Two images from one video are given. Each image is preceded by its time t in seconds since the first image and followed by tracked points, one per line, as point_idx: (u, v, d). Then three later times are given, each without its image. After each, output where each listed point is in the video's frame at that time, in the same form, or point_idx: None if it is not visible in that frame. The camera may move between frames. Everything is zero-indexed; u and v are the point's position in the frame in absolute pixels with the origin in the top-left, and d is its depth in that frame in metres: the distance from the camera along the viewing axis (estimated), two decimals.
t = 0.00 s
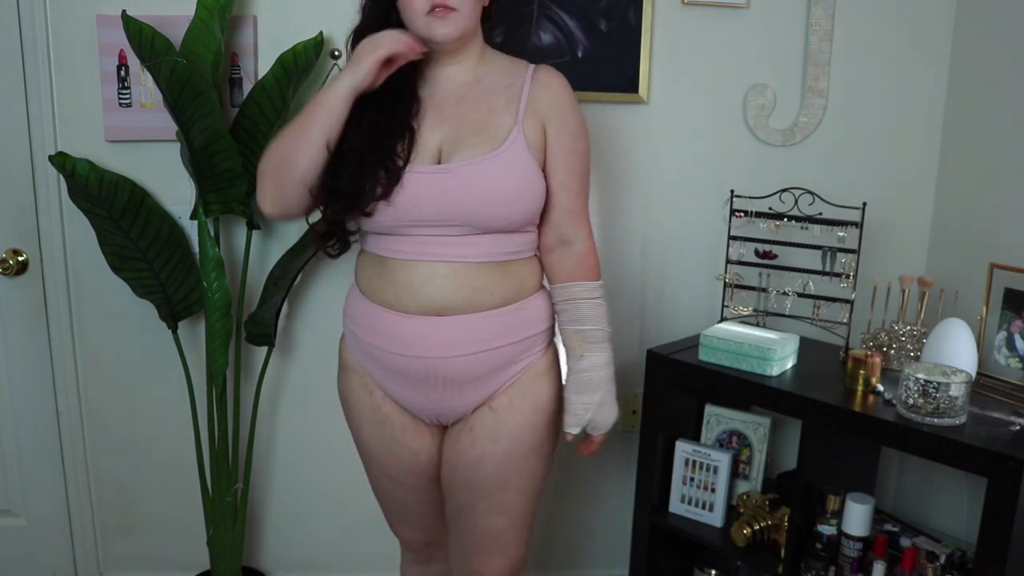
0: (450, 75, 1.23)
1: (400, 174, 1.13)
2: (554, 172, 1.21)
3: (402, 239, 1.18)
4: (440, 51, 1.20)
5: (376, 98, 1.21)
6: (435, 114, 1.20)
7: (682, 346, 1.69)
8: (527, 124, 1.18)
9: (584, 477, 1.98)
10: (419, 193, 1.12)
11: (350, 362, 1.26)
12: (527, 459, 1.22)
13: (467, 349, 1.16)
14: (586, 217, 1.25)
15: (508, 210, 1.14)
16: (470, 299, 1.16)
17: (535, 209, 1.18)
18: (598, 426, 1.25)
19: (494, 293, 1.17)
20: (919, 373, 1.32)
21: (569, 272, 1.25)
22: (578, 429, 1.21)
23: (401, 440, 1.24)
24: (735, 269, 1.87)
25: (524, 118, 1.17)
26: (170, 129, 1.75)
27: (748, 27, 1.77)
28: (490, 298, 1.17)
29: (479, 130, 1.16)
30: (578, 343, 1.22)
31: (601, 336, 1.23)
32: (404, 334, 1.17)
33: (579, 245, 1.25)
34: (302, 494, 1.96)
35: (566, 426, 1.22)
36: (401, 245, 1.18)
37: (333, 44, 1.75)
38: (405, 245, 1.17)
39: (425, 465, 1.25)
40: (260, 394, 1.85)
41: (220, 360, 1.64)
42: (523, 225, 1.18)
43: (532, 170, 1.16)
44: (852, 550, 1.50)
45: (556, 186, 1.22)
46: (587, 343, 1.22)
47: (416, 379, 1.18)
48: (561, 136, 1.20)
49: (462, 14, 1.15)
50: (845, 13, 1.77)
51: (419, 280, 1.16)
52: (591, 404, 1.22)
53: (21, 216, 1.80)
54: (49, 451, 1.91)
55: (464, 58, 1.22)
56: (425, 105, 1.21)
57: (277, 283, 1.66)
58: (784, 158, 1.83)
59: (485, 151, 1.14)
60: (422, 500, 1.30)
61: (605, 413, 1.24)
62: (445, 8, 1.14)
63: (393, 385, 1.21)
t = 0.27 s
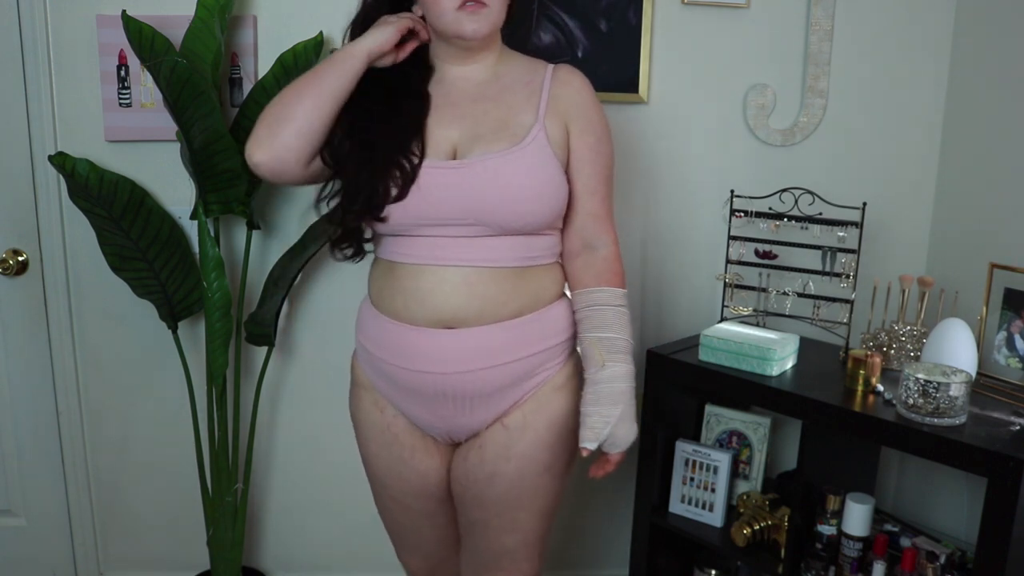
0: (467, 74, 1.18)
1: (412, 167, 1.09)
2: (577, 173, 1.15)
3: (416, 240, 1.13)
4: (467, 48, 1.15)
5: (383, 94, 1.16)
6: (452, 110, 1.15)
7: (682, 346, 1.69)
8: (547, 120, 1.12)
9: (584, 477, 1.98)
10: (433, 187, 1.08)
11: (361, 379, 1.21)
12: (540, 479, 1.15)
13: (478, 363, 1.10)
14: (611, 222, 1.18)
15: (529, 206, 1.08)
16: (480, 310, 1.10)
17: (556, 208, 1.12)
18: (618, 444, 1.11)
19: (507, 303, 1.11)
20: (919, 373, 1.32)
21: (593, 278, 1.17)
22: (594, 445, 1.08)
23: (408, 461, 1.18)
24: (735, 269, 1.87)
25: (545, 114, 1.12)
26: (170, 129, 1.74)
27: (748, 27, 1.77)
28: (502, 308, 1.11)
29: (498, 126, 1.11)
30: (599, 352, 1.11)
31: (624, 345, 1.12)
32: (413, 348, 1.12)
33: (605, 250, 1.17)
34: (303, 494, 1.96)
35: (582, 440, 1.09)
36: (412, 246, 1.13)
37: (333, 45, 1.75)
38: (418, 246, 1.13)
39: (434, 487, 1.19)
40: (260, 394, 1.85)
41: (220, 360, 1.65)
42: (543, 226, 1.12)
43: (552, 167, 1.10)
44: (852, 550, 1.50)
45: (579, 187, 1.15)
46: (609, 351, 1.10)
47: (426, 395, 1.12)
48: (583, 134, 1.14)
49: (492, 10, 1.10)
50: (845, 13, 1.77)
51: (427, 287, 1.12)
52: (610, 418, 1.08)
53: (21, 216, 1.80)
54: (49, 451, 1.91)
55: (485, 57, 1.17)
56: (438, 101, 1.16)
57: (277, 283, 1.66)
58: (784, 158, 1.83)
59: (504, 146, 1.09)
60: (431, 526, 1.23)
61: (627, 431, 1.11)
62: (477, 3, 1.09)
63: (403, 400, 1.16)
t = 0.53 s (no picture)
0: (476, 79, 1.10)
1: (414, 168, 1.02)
2: (595, 168, 1.02)
3: (423, 245, 1.05)
4: (469, 59, 1.08)
5: (386, 88, 1.13)
6: (461, 111, 1.07)
7: (682, 346, 1.69)
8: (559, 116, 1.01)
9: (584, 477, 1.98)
10: (435, 187, 1.00)
11: (374, 394, 1.14)
12: (558, 500, 1.06)
13: (493, 378, 1.02)
14: (637, 222, 1.05)
15: (537, 205, 0.98)
16: (492, 319, 1.02)
17: (569, 207, 1.01)
18: (665, 457, 1.04)
19: (521, 311, 1.02)
20: (919, 373, 1.32)
21: (619, 284, 1.04)
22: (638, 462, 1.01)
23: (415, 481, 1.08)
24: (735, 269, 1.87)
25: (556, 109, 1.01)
26: (170, 129, 1.75)
27: (748, 27, 1.77)
28: (516, 316, 1.02)
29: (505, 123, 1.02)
30: (633, 362, 1.01)
31: (663, 352, 1.02)
32: (423, 360, 1.04)
33: (631, 253, 1.04)
34: (303, 494, 1.96)
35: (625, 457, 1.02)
36: (421, 251, 1.05)
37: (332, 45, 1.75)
38: (426, 251, 1.05)
39: (444, 509, 1.10)
40: (260, 394, 1.85)
41: (220, 360, 1.65)
42: (556, 226, 1.01)
43: (563, 163, 1.00)
44: (852, 550, 1.50)
45: (597, 185, 1.03)
46: (645, 361, 1.01)
47: (435, 410, 1.05)
48: (601, 126, 1.01)
49: (498, 23, 1.04)
50: (845, 14, 1.77)
51: (440, 289, 1.04)
52: (652, 433, 1.01)
53: (21, 216, 1.80)
54: (49, 451, 1.92)
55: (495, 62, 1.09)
56: (446, 104, 1.09)
57: (277, 283, 1.66)
58: (783, 158, 1.83)
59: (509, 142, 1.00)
60: (435, 553, 1.12)
61: (672, 443, 1.03)
62: (481, 16, 1.03)
63: (412, 416, 1.08)
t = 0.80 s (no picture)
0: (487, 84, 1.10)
1: (425, 170, 1.02)
2: (613, 170, 1.02)
3: (431, 246, 1.04)
4: (473, 57, 1.09)
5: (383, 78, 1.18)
6: (470, 112, 1.07)
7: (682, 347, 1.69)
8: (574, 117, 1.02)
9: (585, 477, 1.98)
10: (445, 188, 1.00)
11: (382, 402, 1.13)
12: (564, 507, 1.05)
13: (506, 392, 1.01)
14: (656, 227, 1.04)
15: (551, 203, 0.98)
16: (502, 328, 1.01)
17: (584, 206, 1.00)
18: (681, 475, 1.00)
19: (531, 321, 1.01)
20: (919, 373, 1.32)
21: (637, 290, 1.03)
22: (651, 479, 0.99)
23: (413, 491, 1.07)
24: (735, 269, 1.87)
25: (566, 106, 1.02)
26: (170, 129, 1.75)
27: (749, 27, 1.77)
28: (526, 326, 1.01)
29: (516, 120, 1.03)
30: (649, 374, 1.00)
31: (680, 364, 1.01)
32: (432, 370, 1.03)
33: (650, 259, 1.03)
34: (303, 494, 1.96)
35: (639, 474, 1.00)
36: (431, 255, 1.04)
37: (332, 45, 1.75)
38: (436, 255, 1.04)
39: (450, 523, 1.09)
40: (260, 394, 1.85)
41: (221, 360, 1.65)
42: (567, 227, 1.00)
43: (575, 161, 0.99)
44: (852, 550, 1.50)
45: (613, 186, 1.02)
46: (662, 372, 0.99)
47: (444, 423, 1.04)
48: (618, 126, 1.02)
49: (504, 24, 1.05)
50: (845, 13, 1.77)
51: (449, 295, 1.03)
52: (666, 449, 0.98)
53: (21, 216, 1.80)
54: (49, 451, 1.92)
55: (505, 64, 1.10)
56: (457, 104, 1.10)
57: (277, 283, 1.66)
58: (784, 158, 1.83)
59: (521, 138, 1.00)
60: (441, 567, 1.12)
61: (690, 460, 0.99)
62: (488, 14, 1.04)
63: (421, 428, 1.07)
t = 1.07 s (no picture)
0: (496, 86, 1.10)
1: (434, 173, 1.01)
2: (624, 178, 1.03)
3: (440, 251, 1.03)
4: (488, 54, 1.09)
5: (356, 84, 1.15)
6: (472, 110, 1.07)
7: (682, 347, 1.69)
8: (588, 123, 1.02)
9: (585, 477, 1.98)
10: (455, 191, 0.99)
11: (383, 411, 1.11)
12: (569, 510, 1.04)
13: (513, 399, 1.00)
14: (665, 238, 1.06)
15: (567, 208, 0.98)
16: (511, 333, 1.00)
17: (599, 212, 1.01)
18: (675, 493, 0.99)
19: (541, 327, 1.01)
20: (919, 373, 1.32)
21: (642, 300, 1.06)
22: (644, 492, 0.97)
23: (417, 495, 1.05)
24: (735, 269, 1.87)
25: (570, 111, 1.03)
26: (170, 129, 1.75)
27: (748, 27, 1.77)
28: (536, 332, 1.01)
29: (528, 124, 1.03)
30: (648, 386, 1.01)
31: (680, 377, 1.01)
32: (437, 378, 1.02)
33: (656, 270, 1.05)
34: (303, 494, 1.96)
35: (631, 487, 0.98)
36: (438, 259, 1.03)
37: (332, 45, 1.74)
38: (443, 259, 1.03)
39: (452, 533, 1.07)
40: (260, 394, 1.85)
41: (220, 360, 1.65)
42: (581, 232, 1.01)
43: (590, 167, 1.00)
44: (852, 550, 1.50)
45: (624, 193, 1.04)
46: (661, 385, 1.00)
47: (449, 431, 1.03)
48: (630, 134, 1.03)
49: (518, 18, 1.04)
50: (845, 13, 1.77)
51: (457, 299, 1.02)
52: (659, 463, 0.97)
53: (21, 216, 1.80)
54: (49, 451, 1.92)
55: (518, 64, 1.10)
56: (465, 105, 1.09)
57: (277, 283, 1.66)
58: (784, 159, 1.83)
59: (537, 143, 1.01)
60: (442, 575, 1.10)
61: (684, 478, 0.98)
62: (501, 6, 1.04)
63: (424, 436, 1.06)
